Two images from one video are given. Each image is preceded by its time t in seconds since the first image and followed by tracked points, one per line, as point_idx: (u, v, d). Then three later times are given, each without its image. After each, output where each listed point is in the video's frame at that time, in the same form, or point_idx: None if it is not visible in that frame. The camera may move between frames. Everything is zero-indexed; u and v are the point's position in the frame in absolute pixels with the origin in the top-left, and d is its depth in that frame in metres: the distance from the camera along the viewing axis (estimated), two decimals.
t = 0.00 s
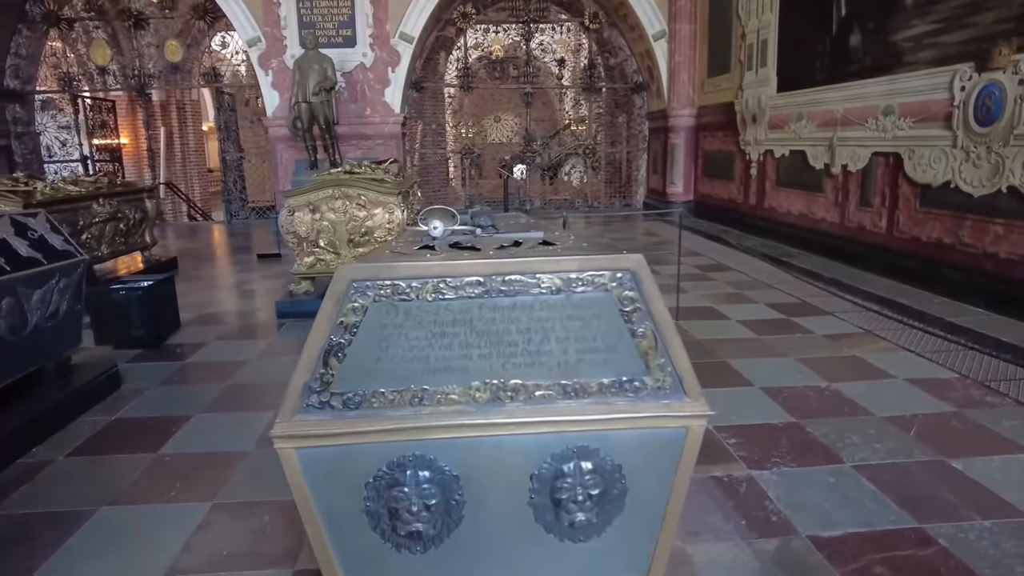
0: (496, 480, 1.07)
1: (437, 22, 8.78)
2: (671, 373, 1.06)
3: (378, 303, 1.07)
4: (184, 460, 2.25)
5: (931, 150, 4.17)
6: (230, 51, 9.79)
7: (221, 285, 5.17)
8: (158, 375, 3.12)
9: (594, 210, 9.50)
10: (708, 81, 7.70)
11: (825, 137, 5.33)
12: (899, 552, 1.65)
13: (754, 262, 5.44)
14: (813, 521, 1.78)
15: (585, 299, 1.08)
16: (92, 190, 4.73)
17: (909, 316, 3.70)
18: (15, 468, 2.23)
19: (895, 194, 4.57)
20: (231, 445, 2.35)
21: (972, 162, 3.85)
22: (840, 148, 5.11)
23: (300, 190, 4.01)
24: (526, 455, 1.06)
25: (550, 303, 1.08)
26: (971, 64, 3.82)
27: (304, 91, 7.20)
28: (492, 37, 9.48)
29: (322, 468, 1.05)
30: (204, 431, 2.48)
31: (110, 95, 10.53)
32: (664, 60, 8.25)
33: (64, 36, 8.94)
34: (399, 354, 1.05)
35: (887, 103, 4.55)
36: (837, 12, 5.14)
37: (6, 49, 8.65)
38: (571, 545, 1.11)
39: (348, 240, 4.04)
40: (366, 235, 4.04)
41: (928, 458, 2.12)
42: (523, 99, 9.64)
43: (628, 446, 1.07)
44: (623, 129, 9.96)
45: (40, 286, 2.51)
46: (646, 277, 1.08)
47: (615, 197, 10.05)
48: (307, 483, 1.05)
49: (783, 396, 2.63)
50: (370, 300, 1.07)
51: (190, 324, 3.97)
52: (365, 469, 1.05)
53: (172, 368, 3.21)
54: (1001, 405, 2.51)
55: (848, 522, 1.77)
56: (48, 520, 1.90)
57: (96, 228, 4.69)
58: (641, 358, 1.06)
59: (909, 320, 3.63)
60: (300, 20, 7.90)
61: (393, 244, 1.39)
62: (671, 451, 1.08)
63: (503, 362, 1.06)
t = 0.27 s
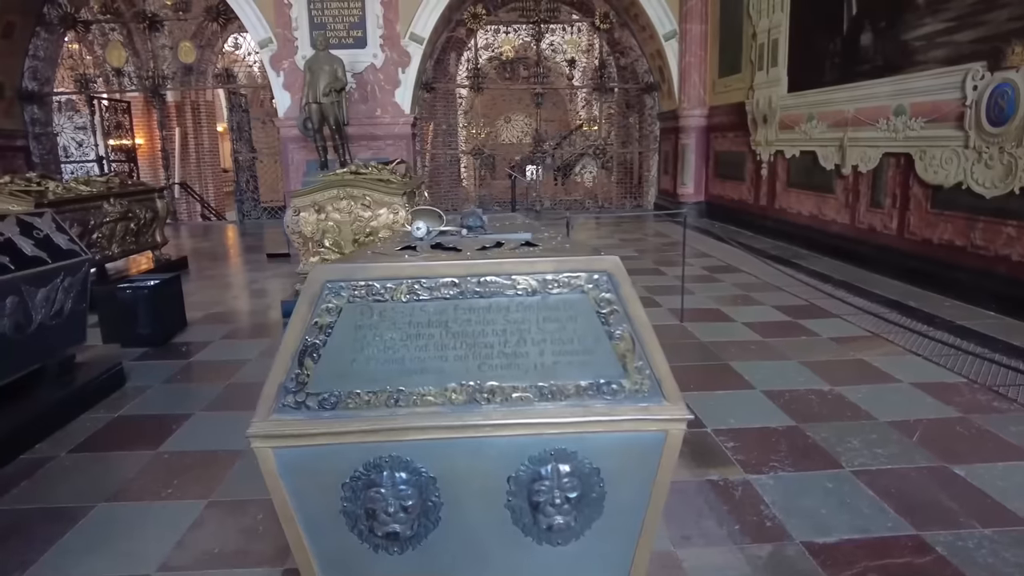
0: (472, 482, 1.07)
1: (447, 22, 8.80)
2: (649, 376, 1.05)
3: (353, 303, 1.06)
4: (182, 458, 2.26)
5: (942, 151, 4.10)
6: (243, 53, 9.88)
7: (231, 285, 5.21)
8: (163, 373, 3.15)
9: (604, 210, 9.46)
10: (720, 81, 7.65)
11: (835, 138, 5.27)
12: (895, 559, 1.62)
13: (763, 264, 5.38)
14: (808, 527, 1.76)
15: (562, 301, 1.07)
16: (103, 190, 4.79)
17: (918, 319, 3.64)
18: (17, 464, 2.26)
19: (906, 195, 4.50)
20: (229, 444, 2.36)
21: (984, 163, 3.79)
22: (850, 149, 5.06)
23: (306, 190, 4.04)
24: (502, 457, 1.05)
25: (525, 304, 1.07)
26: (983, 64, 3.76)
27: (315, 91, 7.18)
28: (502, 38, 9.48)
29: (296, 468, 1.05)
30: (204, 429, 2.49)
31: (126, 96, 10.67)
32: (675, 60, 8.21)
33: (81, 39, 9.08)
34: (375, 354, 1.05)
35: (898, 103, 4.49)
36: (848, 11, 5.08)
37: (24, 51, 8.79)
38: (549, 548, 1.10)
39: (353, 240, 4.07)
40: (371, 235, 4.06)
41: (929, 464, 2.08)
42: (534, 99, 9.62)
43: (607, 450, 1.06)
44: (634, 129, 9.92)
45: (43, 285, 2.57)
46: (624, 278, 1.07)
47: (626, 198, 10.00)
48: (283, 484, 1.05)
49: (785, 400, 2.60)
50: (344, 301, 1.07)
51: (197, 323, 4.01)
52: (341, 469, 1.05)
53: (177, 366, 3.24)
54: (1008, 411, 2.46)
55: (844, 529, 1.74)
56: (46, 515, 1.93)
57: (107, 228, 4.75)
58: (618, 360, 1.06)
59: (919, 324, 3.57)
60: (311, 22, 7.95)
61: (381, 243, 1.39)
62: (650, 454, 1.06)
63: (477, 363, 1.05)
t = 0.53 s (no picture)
0: (470, 478, 1.07)
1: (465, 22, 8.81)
2: (648, 374, 1.04)
3: (351, 299, 1.07)
4: (195, 452, 2.29)
5: (965, 150, 4.02)
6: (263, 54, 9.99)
7: (249, 282, 5.27)
8: (179, 368, 3.19)
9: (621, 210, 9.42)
10: (739, 81, 7.57)
11: (856, 137, 5.19)
12: (905, 565, 1.59)
13: (781, 265, 5.32)
14: (817, 530, 1.73)
15: (561, 298, 1.07)
16: (125, 188, 4.88)
17: (938, 322, 3.57)
18: (35, 455, 2.31)
19: (928, 196, 4.42)
20: (241, 439, 2.39)
21: (1008, 163, 3.70)
22: (871, 149, 4.98)
23: (321, 189, 4.08)
24: (500, 454, 1.05)
25: (523, 301, 1.07)
26: (1007, 61, 3.68)
27: (333, 92, 7.25)
28: (520, 37, 9.49)
29: (296, 462, 1.05)
30: (216, 424, 2.53)
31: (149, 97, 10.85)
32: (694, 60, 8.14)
33: (107, 40, 9.25)
34: (373, 350, 1.06)
35: (920, 102, 4.41)
36: (869, 9, 5.00)
37: (52, 52, 8.98)
38: (547, 545, 1.10)
39: (367, 239, 4.10)
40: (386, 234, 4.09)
41: (945, 470, 2.04)
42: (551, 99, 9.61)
43: (605, 448, 1.05)
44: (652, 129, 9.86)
45: (62, 280, 2.63)
46: (622, 275, 1.06)
47: (643, 198, 9.95)
48: (283, 477, 1.06)
49: (798, 402, 2.56)
50: (344, 296, 1.07)
51: (214, 320, 4.06)
52: (340, 464, 1.05)
53: (193, 362, 3.29)
54: None
55: (853, 534, 1.71)
56: (61, 506, 1.97)
57: (128, 225, 4.83)
58: (617, 358, 1.05)
59: (939, 327, 3.50)
60: (330, 22, 8.02)
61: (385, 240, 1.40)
62: (649, 453, 1.05)
63: (475, 360, 1.06)
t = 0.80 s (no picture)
0: (481, 476, 1.08)
1: (485, 22, 8.84)
2: (659, 376, 1.05)
3: (366, 298, 1.09)
4: (215, 447, 2.34)
5: (992, 152, 3.95)
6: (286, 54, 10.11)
7: (270, 280, 5.35)
8: (201, 364, 3.25)
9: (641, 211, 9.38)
10: (760, 81, 7.50)
11: (879, 139, 5.12)
12: (921, 573, 1.57)
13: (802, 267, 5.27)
14: (832, 536, 1.72)
15: (572, 300, 1.08)
16: (150, 187, 4.97)
17: (962, 327, 3.51)
18: (62, 447, 2.37)
19: (954, 198, 4.35)
20: (260, 434, 2.43)
21: None
22: (895, 150, 4.91)
23: (341, 190, 4.13)
24: (511, 453, 1.06)
25: (535, 303, 1.08)
26: None
27: (354, 92, 7.31)
28: (540, 38, 9.48)
29: (310, 458, 1.08)
30: (236, 420, 2.57)
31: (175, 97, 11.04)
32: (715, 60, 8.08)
33: (135, 41, 9.43)
34: (387, 349, 1.08)
35: (947, 103, 4.33)
36: (894, 8, 4.93)
37: (82, 54, 9.18)
38: (557, 544, 1.11)
39: (387, 239, 4.15)
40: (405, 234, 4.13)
41: (965, 477, 2.01)
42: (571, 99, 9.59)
43: (615, 449, 1.05)
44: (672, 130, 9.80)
45: (89, 277, 2.70)
46: (633, 277, 1.07)
47: (663, 199, 9.89)
48: (298, 473, 1.08)
49: (815, 406, 2.54)
50: (358, 295, 1.09)
51: (236, 317, 4.13)
52: (353, 460, 1.07)
53: (215, 358, 3.35)
54: None
55: (868, 540, 1.70)
56: (86, 497, 2.02)
57: (153, 223, 4.93)
58: (627, 360, 1.06)
59: (963, 332, 3.44)
60: (352, 23, 8.09)
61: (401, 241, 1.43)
62: (659, 455, 1.06)
63: (487, 359, 1.07)
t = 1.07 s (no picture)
0: (486, 473, 1.11)
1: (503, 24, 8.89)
2: (658, 378, 1.08)
3: (375, 299, 1.13)
4: (233, 442, 2.40)
5: (1012, 155, 3.90)
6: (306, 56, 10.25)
7: (288, 280, 5.43)
8: (220, 362, 3.33)
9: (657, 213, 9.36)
10: (778, 83, 7.46)
11: (898, 141, 5.08)
12: None
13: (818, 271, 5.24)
14: (837, 539, 1.73)
15: (575, 302, 1.11)
16: (172, 188, 5.08)
17: (979, 332, 3.48)
18: (86, 440, 2.45)
19: (973, 201, 4.30)
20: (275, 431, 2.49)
21: None
22: (913, 153, 4.87)
23: (358, 191, 4.20)
24: (514, 450, 1.09)
25: (538, 304, 1.12)
26: None
27: (372, 95, 7.39)
28: (558, 40, 9.50)
29: (321, 452, 1.12)
30: (253, 416, 2.63)
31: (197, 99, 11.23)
32: (733, 62, 8.05)
33: (159, 44, 9.60)
34: (395, 348, 1.12)
35: (966, 105, 4.29)
36: (914, 9, 4.89)
37: (108, 57, 9.38)
38: (558, 540, 1.14)
39: (402, 240, 4.20)
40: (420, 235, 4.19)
41: (974, 483, 2.01)
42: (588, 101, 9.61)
43: (615, 447, 1.08)
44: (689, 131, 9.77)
45: (113, 275, 2.78)
46: (633, 281, 1.10)
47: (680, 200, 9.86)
48: (310, 467, 1.13)
49: (825, 410, 2.54)
50: (368, 297, 1.14)
51: (254, 316, 4.21)
52: (362, 455, 1.11)
53: (233, 356, 3.42)
54: None
55: (873, 543, 1.71)
56: (109, 489, 2.09)
57: (175, 223, 5.03)
58: (628, 361, 1.09)
59: (980, 337, 3.41)
60: (370, 26, 8.18)
61: (412, 243, 1.47)
62: (658, 455, 1.09)
63: (491, 359, 1.11)
